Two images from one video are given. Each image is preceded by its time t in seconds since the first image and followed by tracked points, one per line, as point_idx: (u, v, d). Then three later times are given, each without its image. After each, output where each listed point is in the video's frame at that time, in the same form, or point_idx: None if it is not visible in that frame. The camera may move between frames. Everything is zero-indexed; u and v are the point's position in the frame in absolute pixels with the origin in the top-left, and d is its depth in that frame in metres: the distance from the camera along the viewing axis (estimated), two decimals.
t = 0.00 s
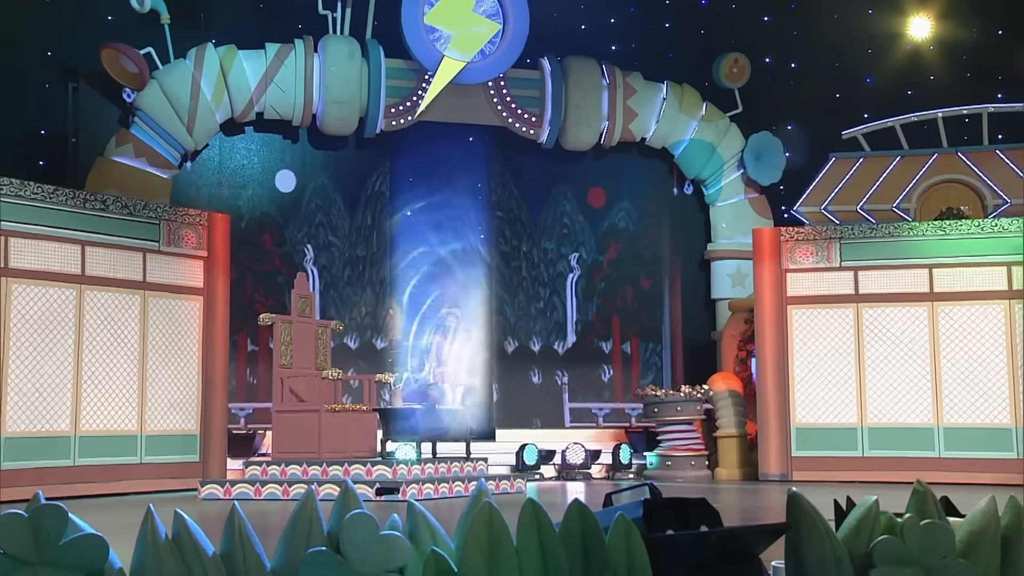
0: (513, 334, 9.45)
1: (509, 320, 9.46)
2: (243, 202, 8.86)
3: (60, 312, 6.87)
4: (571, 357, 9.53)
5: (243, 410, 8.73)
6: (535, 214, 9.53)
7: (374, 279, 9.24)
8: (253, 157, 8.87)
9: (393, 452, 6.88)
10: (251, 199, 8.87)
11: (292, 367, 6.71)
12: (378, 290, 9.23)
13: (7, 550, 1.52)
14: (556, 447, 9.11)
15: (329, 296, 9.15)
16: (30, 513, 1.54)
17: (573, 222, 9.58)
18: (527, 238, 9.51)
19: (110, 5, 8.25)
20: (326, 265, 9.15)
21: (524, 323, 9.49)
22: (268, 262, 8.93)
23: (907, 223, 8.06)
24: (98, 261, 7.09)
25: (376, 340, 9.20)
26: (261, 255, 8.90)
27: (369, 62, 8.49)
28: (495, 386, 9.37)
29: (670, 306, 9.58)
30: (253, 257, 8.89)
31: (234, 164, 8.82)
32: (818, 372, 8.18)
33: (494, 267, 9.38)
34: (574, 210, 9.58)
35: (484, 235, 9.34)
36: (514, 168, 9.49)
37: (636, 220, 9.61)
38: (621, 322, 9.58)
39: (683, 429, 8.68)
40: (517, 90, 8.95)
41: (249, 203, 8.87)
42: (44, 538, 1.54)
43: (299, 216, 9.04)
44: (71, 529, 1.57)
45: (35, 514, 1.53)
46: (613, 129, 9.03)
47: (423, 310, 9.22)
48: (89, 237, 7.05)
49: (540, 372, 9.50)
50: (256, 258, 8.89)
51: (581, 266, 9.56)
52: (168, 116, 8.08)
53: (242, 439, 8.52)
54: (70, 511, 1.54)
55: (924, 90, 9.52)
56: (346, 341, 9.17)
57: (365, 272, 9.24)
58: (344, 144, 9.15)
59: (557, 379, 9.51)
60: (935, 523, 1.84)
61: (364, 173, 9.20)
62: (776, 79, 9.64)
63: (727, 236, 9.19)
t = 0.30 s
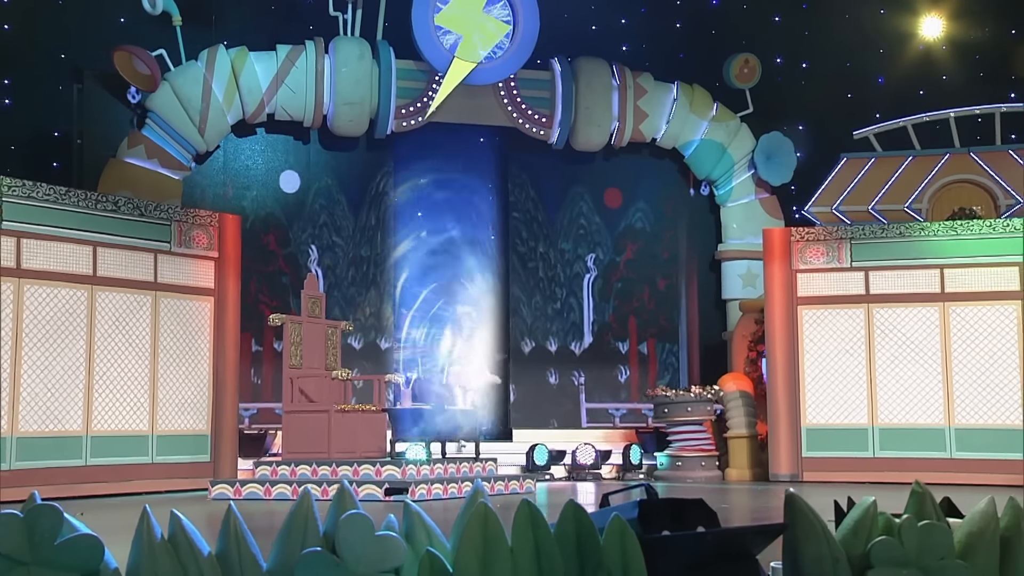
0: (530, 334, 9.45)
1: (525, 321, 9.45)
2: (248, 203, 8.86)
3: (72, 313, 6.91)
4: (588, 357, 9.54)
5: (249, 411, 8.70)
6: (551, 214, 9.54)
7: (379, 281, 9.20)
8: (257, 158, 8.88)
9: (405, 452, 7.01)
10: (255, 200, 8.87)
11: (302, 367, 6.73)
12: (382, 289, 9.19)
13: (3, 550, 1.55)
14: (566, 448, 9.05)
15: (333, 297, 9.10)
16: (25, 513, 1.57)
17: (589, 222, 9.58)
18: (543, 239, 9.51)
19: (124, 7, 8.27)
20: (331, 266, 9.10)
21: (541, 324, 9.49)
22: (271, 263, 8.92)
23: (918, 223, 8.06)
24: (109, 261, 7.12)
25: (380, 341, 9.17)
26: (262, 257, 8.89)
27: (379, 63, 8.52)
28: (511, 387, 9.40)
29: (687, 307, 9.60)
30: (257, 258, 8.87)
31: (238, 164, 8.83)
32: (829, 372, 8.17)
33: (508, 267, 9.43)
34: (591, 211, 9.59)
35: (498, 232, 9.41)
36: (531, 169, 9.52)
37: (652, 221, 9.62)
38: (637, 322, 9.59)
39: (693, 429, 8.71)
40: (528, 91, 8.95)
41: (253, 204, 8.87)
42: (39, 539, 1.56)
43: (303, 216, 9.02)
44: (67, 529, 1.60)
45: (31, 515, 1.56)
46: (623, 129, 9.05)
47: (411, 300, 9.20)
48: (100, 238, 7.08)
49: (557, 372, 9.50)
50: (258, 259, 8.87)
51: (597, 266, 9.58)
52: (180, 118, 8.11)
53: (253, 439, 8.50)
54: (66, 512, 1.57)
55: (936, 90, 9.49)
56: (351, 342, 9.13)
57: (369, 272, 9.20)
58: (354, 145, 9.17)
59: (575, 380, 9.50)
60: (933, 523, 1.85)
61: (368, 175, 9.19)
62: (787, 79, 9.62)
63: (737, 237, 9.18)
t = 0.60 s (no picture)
0: (538, 335, 9.48)
1: (534, 322, 9.49)
2: (246, 203, 8.87)
3: (76, 313, 6.93)
4: (595, 357, 9.55)
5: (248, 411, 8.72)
6: (559, 215, 9.57)
7: (378, 281, 9.20)
8: (256, 160, 8.91)
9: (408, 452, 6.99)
10: (254, 200, 8.88)
11: (305, 367, 6.76)
12: (380, 290, 9.19)
13: None
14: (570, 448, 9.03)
15: (332, 297, 9.10)
16: (11, 514, 1.64)
17: (597, 223, 9.61)
18: (551, 239, 9.53)
19: (128, 9, 8.32)
20: (329, 266, 9.10)
21: (550, 325, 9.51)
22: (270, 263, 8.92)
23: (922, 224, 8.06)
24: (113, 261, 7.15)
25: (379, 341, 9.17)
26: (262, 257, 8.89)
27: (382, 64, 8.54)
28: (519, 387, 9.41)
29: (694, 307, 9.60)
30: (256, 258, 8.88)
31: (237, 165, 8.86)
32: (831, 373, 8.18)
33: (516, 268, 9.47)
34: (598, 212, 9.62)
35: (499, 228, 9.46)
36: (539, 171, 9.53)
37: (660, 222, 9.63)
38: (645, 322, 9.60)
39: (696, 430, 8.71)
40: (531, 92, 8.97)
41: (251, 205, 8.88)
42: (25, 539, 1.63)
43: (302, 217, 9.03)
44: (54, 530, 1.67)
45: (15, 516, 1.63)
46: (626, 130, 9.04)
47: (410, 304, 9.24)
48: (103, 238, 7.11)
49: (565, 373, 9.51)
50: (258, 260, 8.88)
51: (605, 267, 9.59)
52: (184, 119, 8.13)
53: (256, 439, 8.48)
54: (50, 512, 1.65)
55: (940, 90, 9.48)
56: (350, 342, 9.13)
57: (368, 272, 9.20)
58: (358, 146, 9.19)
59: (582, 380, 9.51)
60: (920, 524, 1.85)
61: (367, 175, 9.20)
62: (791, 80, 9.62)
63: (740, 237, 9.19)
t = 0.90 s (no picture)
0: (539, 335, 9.50)
1: (535, 322, 9.50)
2: (241, 204, 8.90)
3: (74, 313, 6.95)
4: (596, 358, 9.56)
5: (244, 411, 8.74)
6: (560, 216, 9.59)
7: (374, 282, 9.22)
8: (252, 160, 8.94)
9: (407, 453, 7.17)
10: (249, 200, 8.92)
11: (303, 368, 6.74)
12: (376, 291, 9.22)
13: None
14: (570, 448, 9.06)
15: (329, 298, 9.12)
16: None
17: (598, 224, 9.63)
18: (552, 240, 9.56)
19: (129, 10, 8.35)
20: (324, 267, 9.11)
21: (550, 325, 9.54)
22: (266, 263, 8.93)
23: (920, 224, 8.07)
24: (111, 262, 7.17)
25: (374, 341, 9.19)
26: (259, 258, 8.91)
27: (382, 66, 8.56)
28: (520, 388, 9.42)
29: (695, 307, 9.58)
30: (252, 259, 8.90)
31: (233, 165, 8.90)
32: (829, 373, 8.19)
33: (519, 269, 9.44)
34: (599, 213, 9.65)
35: (508, 234, 9.42)
36: (541, 172, 9.55)
37: (661, 223, 9.64)
38: (646, 323, 9.60)
39: (695, 431, 8.71)
40: (530, 93, 8.99)
41: (247, 205, 8.91)
42: (4, 539, 1.64)
43: (298, 219, 9.05)
44: (32, 530, 1.69)
45: None
46: (625, 131, 9.05)
47: (411, 307, 9.29)
48: (102, 239, 7.13)
49: (566, 374, 9.52)
50: (255, 260, 8.90)
51: (606, 268, 9.61)
52: (183, 120, 8.15)
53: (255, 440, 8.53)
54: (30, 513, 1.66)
55: (940, 92, 9.49)
56: (345, 342, 9.15)
57: (364, 273, 9.22)
58: (356, 147, 9.21)
59: (583, 381, 9.53)
60: (904, 525, 1.86)
61: (363, 176, 9.21)
62: (791, 81, 9.63)
63: (739, 238, 9.19)
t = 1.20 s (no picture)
0: (545, 336, 9.50)
1: (541, 323, 9.50)
2: (246, 204, 8.92)
3: (78, 313, 6.98)
4: (601, 359, 9.57)
5: (249, 411, 8.77)
6: (566, 216, 9.59)
7: (378, 282, 9.20)
8: (258, 160, 8.96)
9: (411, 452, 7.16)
10: (255, 201, 8.93)
11: (306, 368, 6.80)
12: (381, 292, 9.19)
13: None
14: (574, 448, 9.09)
15: (333, 298, 9.11)
16: None
17: (604, 225, 9.63)
18: (558, 241, 9.55)
19: (135, 11, 8.38)
20: (330, 267, 9.11)
21: (556, 326, 9.53)
22: (271, 264, 8.96)
23: (924, 225, 8.06)
24: (116, 262, 7.20)
25: (379, 341, 9.15)
26: (264, 258, 8.93)
27: (386, 66, 8.57)
28: (526, 388, 9.43)
29: (700, 308, 9.61)
30: (257, 259, 8.93)
31: (238, 166, 8.90)
32: (833, 374, 8.18)
33: (525, 270, 9.47)
34: (605, 214, 9.64)
35: (514, 232, 9.45)
36: (546, 172, 9.57)
37: (666, 223, 9.65)
38: (652, 324, 9.62)
39: (699, 431, 8.71)
40: (535, 94, 9.02)
41: (252, 206, 8.93)
42: None
43: (303, 219, 9.06)
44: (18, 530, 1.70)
45: None
46: (630, 131, 9.07)
47: (419, 310, 9.22)
48: (106, 239, 7.15)
49: (572, 374, 9.54)
50: (259, 260, 8.92)
51: (612, 268, 9.62)
52: (187, 120, 8.14)
53: (260, 439, 8.57)
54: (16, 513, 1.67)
55: (945, 92, 9.47)
56: (351, 342, 9.11)
57: (369, 274, 9.20)
58: (361, 148, 9.23)
59: (589, 382, 9.54)
60: (893, 525, 1.86)
61: (368, 176, 9.22)
62: (796, 82, 9.63)
63: (744, 238, 9.19)
